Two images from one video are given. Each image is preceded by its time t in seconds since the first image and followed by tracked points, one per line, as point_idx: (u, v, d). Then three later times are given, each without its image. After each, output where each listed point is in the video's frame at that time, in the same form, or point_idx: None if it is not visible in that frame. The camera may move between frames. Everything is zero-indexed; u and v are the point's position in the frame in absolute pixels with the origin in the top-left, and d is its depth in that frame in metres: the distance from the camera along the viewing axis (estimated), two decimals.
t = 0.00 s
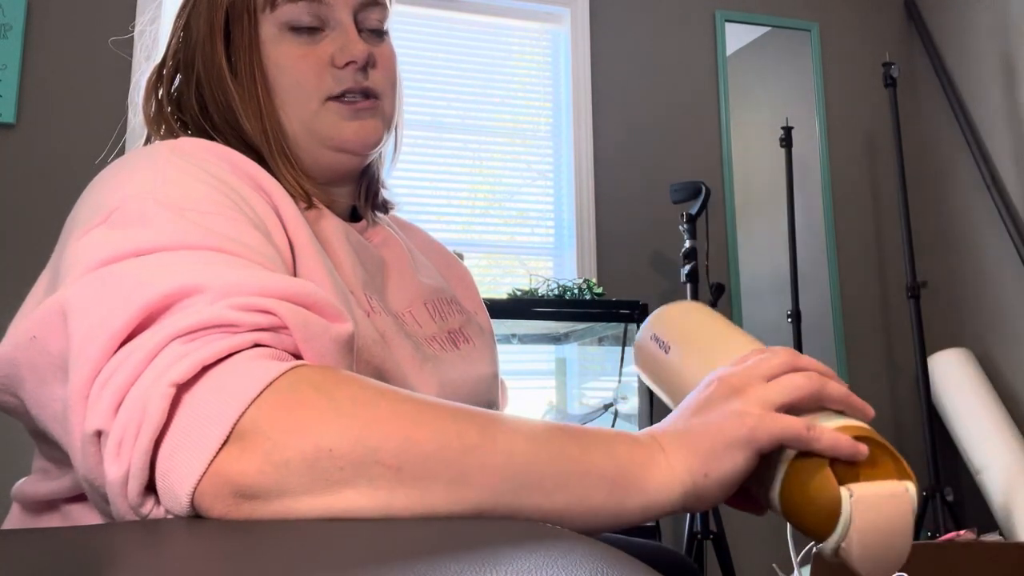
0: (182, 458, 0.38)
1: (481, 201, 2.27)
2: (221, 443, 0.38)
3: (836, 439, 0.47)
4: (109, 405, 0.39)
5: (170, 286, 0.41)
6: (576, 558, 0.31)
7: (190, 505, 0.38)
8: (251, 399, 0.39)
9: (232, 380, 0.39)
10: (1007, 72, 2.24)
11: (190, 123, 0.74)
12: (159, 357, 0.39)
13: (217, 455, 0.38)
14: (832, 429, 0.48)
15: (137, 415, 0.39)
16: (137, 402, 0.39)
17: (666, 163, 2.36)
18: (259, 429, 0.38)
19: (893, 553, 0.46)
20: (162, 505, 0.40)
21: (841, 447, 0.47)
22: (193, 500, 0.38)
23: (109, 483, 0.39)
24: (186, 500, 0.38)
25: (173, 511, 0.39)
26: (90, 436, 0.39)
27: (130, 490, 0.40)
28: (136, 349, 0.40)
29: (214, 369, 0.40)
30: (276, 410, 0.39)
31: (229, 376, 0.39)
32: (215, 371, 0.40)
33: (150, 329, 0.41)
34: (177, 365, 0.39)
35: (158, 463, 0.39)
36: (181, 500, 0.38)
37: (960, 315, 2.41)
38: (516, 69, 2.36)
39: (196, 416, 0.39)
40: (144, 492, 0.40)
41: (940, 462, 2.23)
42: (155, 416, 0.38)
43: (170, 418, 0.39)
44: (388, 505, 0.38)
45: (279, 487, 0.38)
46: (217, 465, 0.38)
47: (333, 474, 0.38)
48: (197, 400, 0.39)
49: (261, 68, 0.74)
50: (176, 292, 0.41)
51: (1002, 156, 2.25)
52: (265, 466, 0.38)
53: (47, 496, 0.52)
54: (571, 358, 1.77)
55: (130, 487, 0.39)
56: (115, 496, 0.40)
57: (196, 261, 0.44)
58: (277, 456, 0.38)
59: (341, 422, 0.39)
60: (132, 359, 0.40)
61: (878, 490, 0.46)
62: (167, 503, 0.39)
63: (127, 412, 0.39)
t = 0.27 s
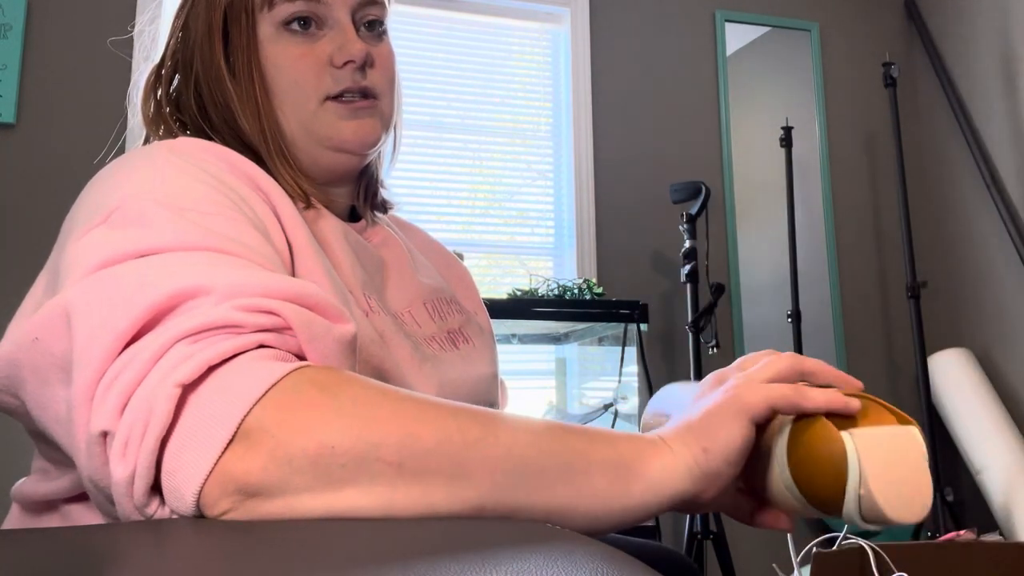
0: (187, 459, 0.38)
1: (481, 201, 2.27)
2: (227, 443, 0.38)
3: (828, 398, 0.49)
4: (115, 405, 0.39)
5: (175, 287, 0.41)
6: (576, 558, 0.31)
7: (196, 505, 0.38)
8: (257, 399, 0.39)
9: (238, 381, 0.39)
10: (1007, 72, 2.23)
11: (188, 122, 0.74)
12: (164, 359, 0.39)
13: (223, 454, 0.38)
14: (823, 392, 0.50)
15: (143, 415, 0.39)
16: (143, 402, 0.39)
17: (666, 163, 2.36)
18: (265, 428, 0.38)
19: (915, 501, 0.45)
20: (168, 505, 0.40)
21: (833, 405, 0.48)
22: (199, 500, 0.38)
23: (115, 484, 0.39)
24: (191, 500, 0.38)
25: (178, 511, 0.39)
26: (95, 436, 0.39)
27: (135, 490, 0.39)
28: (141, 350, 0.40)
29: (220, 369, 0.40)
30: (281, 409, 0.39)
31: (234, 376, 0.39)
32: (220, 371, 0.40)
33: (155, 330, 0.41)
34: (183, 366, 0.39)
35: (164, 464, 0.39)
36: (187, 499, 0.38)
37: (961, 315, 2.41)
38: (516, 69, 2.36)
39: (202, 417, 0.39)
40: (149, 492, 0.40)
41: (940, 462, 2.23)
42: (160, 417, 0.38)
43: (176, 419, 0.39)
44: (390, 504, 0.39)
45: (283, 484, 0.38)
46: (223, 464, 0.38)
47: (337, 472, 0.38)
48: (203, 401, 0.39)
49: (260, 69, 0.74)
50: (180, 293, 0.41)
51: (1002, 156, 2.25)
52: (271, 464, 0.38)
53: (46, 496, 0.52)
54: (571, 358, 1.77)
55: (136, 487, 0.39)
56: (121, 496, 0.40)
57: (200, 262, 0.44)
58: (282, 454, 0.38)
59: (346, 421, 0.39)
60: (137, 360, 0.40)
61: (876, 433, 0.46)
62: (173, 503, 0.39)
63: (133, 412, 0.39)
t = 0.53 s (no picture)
0: (193, 456, 0.38)
1: (481, 201, 2.27)
2: (233, 440, 0.38)
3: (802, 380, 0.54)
4: (120, 403, 0.39)
5: (179, 286, 0.41)
6: (576, 557, 0.31)
7: (202, 503, 0.38)
8: (263, 395, 0.39)
9: (243, 378, 0.39)
10: (1007, 72, 2.23)
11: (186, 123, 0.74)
12: (169, 357, 0.39)
13: (229, 451, 0.38)
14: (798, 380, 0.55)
15: (149, 413, 0.39)
16: (149, 400, 0.39)
17: (666, 163, 2.36)
18: (270, 425, 0.38)
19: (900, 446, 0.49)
20: (173, 504, 0.40)
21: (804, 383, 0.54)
22: (204, 498, 0.38)
23: (120, 482, 0.39)
24: (197, 498, 0.38)
25: (183, 509, 0.39)
26: (100, 435, 0.39)
27: (140, 488, 0.39)
28: (145, 349, 0.40)
29: (225, 367, 0.40)
30: (287, 405, 0.39)
31: (239, 374, 0.39)
32: (225, 369, 0.40)
33: (159, 329, 0.41)
34: (188, 364, 0.39)
35: (169, 462, 0.39)
36: (192, 497, 0.38)
37: (961, 315, 2.41)
38: (516, 69, 2.36)
39: (207, 415, 0.39)
40: (154, 490, 0.40)
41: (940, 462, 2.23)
42: (166, 416, 0.38)
43: (181, 417, 0.39)
44: (394, 502, 0.39)
45: (289, 480, 0.38)
46: (229, 461, 0.38)
47: (343, 466, 0.38)
48: (208, 398, 0.39)
49: (258, 68, 0.74)
50: (184, 292, 0.41)
51: (1002, 156, 2.25)
52: (277, 460, 0.38)
53: (45, 496, 0.52)
54: (571, 358, 1.77)
55: (141, 486, 0.39)
56: (126, 495, 0.40)
57: (203, 261, 0.44)
58: (288, 450, 0.38)
59: (352, 416, 0.39)
60: (142, 358, 0.40)
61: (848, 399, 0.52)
62: (178, 501, 0.39)
63: (139, 410, 0.39)
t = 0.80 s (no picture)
0: (195, 455, 0.38)
1: (481, 201, 2.27)
2: (234, 439, 0.38)
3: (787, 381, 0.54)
4: (122, 401, 0.39)
5: (180, 285, 0.41)
6: (576, 557, 0.31)
7: (202, 502, 0.38)
8: (265, 395, 0.39)
9: (244, 378, 0.39)
10: (1008, 72, 2.23)
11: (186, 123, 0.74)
12: (171, 356, 0.39)
13: (230, 450, 0.38)
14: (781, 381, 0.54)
15: (151, 412, 0.39)
16: (151, 398, 0.39)
17: (666, 163, 2.36)
18: (272, 424, 0.38)
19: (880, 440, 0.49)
20: (173, 503, 0.40)
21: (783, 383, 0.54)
22: (205, 497, 0.38)
23: (122, 480, 0.39)
24: (197, 497, 0.38)
25: (184, 508, 0.39)
26: (102, 433, 0.39)
27: (141, 487, 0.39)
28: (147, 348, 0.40)
29: (227, 366, 0.40)
30: (289, 404, 0.39)
31: (240, 374, 0.40)
32: (227, 369, 0.40)
33: (161, 328, 0.41)
34: (190, 363, 0.39)
35: (171, 460, 0.39)
36: (193, 496, 0.38)
37: (961, 315, 2.41)
38: (516, 69, 2.36)
39: (209, 414, 0.39)
40: (155, 489, 0.40)
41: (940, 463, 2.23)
42: (168, 414, 0.38)
43: (183, 416, 0.39)
44: (394, 502, 0.39)
45: (290, 478, 0.38)
46: (230, 459, 0.38)
47: (345, 466, 0.38)
48: (210, 397, 0.39)
49: (258, 68, 0.74)
50: (186, 291, 0.41)
51: (1002, 156, 2.25)
52: (278, 459, 0.38)
53: (45, 496, 0.52)
54: (571, 358, 1.77)
55: (142, 485, 0.39)
56: (126, 494, 0.40)
57: (204, 261, 0.44)
58: (290, 449, 0.38)
59: (353, 416, 0.39)
60: (144, 357, 0.40)
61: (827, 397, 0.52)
62: (178, 500, 0.39)
63: (141, 409, 0.39)
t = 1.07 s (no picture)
0: (192, 455, 0.38)
1: (482, 201, 2.27)
2: (231, 439, 0.38)
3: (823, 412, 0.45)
4: (119, 400, 0.39)
5: (177, 284, 0.41)
6: (576, 558, 0.31)
7: (200, 502, 0.38)
8: (263, 394, 0.39)
9: (242, 377, 0.39)
10: (1008, 72, 2.23)
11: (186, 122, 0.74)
12: (168, 356, 0.39)
13: (227, 450, 0.38)
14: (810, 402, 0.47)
15: (148, 412, 0.39)
16: (148, 398, 0.39)
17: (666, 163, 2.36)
18: (269, 424, 0.38)
19: (897, 509, 0.43)
20: (172, 502, 0.40)
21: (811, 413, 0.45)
22: (203, 497, 0.38)
23: (120, 481, 0.39)
24: (195, 497, 0.38)
25: (182, 508, 0.39)
26: (100, 433, 0.39)
27: (140, 487, 0.39)
28: (144, 347, 0.40)
29: (224, 366, 0.40)
30: (286, 404, 0.39)
31: (238, 373, 0.40)
32: (224, 368, 0.40)
33: (158, 327, 0.41)
34: (187, 362, 0.39)
35: (169, 460, 0.39)
36: (191, 496, 0.38)
37: (961, 315, 2.41)
38: (516, 69, 2.36)
39: (206, 414, 0.39)
40: (153, 490, 0.40)
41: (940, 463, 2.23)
42: (165, 414, 0.38)
43: (180, 415, 0.39)
44: (394, 503, 0.39)
45: (288, 479, 0.38)
46: (227, 459, 0.38)
47: (341, 468, 0.38)
48: (207, 397, 0.39)
49: (260, 65, 0.74)
50: (183, 290, 0.41)
51: (1002, 156, 2.25)
52: (276, 459, 0.38)
53: (46, 495, 0.52)
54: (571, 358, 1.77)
55: (141, 485, 0.39)
56: (125, 494, 0.40)
57: (202, 260, 0.44)
58: (287, 449, 0.38)
59: (351, 415, 0.39)
60: (141, 357, 0.40)
61: (858, 441, 0.44)
62: (176, 500, 0.39)
63: (138, 409, 0.39)
